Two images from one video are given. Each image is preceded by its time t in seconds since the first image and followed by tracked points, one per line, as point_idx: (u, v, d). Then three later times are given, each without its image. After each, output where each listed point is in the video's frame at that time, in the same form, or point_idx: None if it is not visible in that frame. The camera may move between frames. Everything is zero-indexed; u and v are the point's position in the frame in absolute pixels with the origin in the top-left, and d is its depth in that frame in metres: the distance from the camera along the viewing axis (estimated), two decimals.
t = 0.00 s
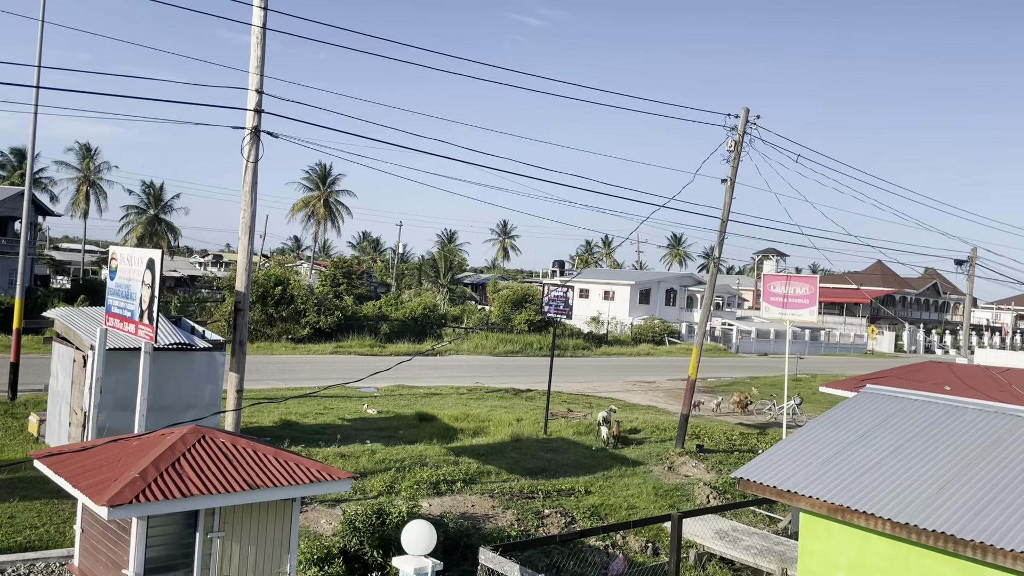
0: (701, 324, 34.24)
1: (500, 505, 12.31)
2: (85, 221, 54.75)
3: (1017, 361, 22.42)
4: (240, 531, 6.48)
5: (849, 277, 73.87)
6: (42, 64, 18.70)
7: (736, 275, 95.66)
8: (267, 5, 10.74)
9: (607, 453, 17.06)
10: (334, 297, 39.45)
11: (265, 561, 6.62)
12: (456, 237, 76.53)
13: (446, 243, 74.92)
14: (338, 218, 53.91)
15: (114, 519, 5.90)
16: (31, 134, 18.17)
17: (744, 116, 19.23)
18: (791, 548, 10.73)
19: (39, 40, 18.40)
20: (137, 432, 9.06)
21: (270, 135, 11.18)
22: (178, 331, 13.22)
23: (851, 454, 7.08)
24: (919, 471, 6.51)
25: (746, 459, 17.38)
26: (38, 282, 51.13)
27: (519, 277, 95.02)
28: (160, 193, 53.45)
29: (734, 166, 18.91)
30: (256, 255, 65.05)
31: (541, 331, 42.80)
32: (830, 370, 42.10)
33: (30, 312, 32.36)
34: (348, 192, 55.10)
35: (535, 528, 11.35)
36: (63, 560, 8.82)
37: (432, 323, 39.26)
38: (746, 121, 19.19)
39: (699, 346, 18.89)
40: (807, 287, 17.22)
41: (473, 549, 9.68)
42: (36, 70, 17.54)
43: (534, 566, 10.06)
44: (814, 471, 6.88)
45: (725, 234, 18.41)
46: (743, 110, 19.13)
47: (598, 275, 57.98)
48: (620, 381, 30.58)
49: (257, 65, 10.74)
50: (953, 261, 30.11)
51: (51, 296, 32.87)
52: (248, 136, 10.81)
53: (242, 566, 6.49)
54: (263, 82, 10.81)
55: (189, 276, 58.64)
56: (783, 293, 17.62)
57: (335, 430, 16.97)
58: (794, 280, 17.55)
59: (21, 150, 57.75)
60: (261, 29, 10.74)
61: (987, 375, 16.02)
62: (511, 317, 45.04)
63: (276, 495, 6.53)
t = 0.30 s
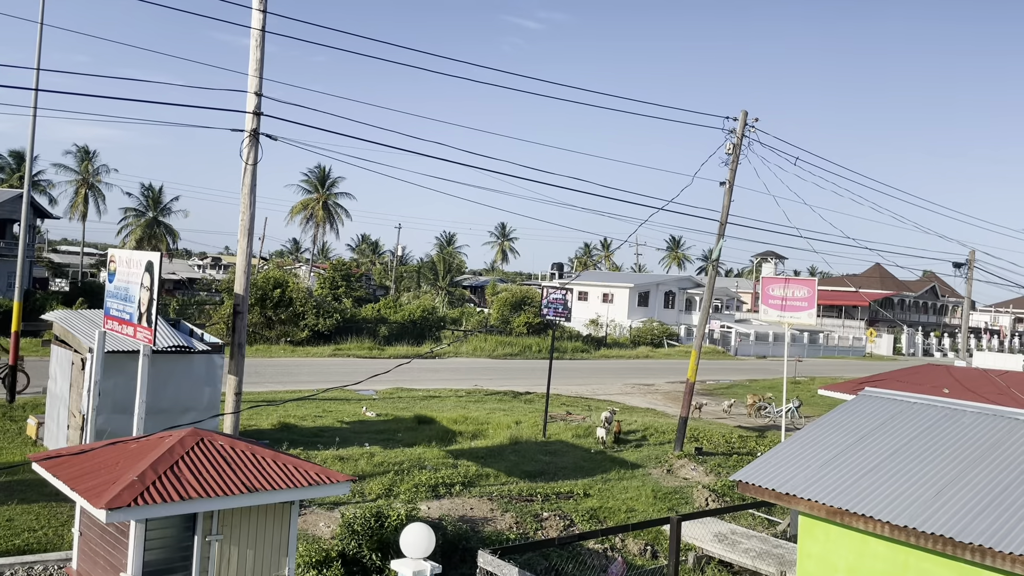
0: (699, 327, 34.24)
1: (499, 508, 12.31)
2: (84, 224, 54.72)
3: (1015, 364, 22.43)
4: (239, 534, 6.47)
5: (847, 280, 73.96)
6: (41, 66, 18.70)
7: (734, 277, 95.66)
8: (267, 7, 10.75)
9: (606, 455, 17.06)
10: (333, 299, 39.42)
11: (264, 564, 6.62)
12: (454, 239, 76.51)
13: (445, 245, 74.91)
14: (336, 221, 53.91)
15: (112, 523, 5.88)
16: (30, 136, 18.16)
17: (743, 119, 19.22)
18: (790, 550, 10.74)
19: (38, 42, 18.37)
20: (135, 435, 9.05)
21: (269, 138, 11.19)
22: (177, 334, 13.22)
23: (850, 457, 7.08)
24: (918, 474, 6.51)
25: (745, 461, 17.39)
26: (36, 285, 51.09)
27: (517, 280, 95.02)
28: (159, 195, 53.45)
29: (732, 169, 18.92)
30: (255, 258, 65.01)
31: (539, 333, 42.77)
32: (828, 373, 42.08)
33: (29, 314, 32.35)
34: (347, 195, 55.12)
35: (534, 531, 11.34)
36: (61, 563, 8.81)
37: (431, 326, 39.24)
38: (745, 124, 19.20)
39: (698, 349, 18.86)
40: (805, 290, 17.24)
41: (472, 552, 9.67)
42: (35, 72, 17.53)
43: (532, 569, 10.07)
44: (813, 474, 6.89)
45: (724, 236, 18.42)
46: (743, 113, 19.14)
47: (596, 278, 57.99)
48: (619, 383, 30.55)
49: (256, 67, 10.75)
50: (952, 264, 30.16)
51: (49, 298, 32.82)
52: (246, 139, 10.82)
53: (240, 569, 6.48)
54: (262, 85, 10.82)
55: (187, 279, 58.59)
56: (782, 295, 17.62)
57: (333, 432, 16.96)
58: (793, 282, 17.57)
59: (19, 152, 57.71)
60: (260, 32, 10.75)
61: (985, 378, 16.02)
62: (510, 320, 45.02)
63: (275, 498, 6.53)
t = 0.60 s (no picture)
0: (698, 329, 34.24)
1: (497, 510, 12.29)
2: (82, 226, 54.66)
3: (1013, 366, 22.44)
4: (236, 537, 6.46)
5: (845, 283, 74.02)
6: (39, 68, 18.71)
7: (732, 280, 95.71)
8: (264, 10, 10.76)
9: (604, 458, 17.05)
10: (331, 302, 39.40)
11: (261, 566, 6.60)
12: (453, 242, 76.48)
13: (444, 247, 74.90)
14: (334, 223, 53.89)
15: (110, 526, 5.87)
16: (28, 138, 18.15)
17: (741, 121, 19.24)
18: (788, 553, 10.74)
19: (36, 44, 18.33)
20: (133, 437, 9.02)
21: (266, 140, 11.19)
22: (175, 336, 13.21)
23: (848, 459, 7.08)
24: (917, 476, 6.50)
25: (743, 464, 17.39)
26: (34, 287, 51.01)
27: (516, 282, 94.99)
28: (157, 198, 53.43)
29: (731, 171, 18.93)
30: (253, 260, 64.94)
31: (538, 335, 42.74)
32: (826, 375, 42.13)
33: (27, 316, 32.32)
34: (345, 197, 55.16)
35: (532, 534, 11.32)
36: (58, 566, 8.79)
37: (429, 328, 39.18)
38: (742, 127, 19.21)
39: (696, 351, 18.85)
40: (804, 292, 17.25)
41: (470, 555, 9.65)
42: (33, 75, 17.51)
43: (531, 571, 10.06)
44: (812, 477, 6.88)
45: (722, 239, 18.44)
46: (741, 115, 19.15)
47: (595, 280, 58.00)
48: (617, 386, 30.54)
49: (253, 70, 10.75)
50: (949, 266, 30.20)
51: (47, 301, 32.76)
52: (244, 140, 10.81)
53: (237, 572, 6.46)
54: (260, 87, 10.82)
55: (185, 281, 58.53)
56: (780, 298, 17.63)
57: (331, 435, 16.94)
58: (791, 285, 17.58)
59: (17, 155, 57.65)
60: (258, 34, 10.75)
61: (983, 380, 16.04)
62: (508, 322, 44.99)
63: (273, 501, 6.52)
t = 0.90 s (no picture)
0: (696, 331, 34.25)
1: (495, 513, 12.29)
2: (79, 228, 54.62)
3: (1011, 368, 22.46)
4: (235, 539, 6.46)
5: (843, 285, 74.12)
6: (36, 71, 18.73)
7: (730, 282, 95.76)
8: (263, 12, 10.76)
9: (602, 460, 17.06)
10: (329, 304, 39.39)
11: (259, 570, 6.59)
12: (451, 244, 76.50)
13: (442, 250, 74.93)
14: (332, 226, 53.86)
15: (108, 529, 5.86)
16: (25, 140, 18.12)
17: (738, 124, 19.28)
18: (786, 556, 10.73)
19: (34, 47, 18.33)
20: (131, 440, 9.02)
21: (264, 143, 11.20)
22: (172, 339, 13.19)
23: (847, 461, 7.09)
24: (915, 478, 6.51)
25: (741, 466, 17.39)
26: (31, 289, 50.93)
27: (514, 285, 95.00)
28: (155, 200, 53.42)
29: (729, 173, 18.96)
30: (252, 262, 64.89)
31: (536, 338, 42.72)
32: (825, 377, 42.13)
33: (24, 319, 32.29)
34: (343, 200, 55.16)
35: (530, 536, 11.33)
36: (55, 569, 8.76)
37: (427, 331, 39.15)
38: (740, 129, 19.24)
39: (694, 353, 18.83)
40: (802, 295, 17.27)
41: (468, 558, 9.65)
42: (31, 78, 17.51)
43: (529, 574, 10.05)
44: (810, 479, 6.89)
45: (720, 241, 18.47)
46: (738, 118, 19.21)
47: (593, 283, 58.04)
48: (615, 388, 30.54)
49: (251, 72, 10.76)
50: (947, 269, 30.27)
51: (44, 304, 32.72)
52: (243, 143, 10.82)
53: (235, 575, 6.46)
54: (258, 89, 10.82)
55: (183, 284, 58.47)
56: (778, 300, 17.66)
57: (329, 437, 16.94)
58: (789, 287, 17.60)
59: (14, 157, 57.60)
60: (257, 37, 10.76)
61: (981, 382, 16.06)
62: (506, 324, 44.99)
63: (271, 503, 6.51)
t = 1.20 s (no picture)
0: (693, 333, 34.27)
1: (493, 516, 12.28)
2: (76, 231, 54.54)
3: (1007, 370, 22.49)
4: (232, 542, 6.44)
5: (840, 288, 74.25)
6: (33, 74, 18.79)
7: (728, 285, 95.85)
8: (260, 15, 10.77)
9: (600, 463, 17.07)
10: (326, 307, 39.37)
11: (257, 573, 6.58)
12: (448, 247, 76.53)
13: (439, 253, 74.94)
14: (330, 228, 53.84)
15: (104, 532, 5.85)
16: (22, 142, 18.08)
17: (736, 126, 19.31)
18: (784, 558, 10.73)
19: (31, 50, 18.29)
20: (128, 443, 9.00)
21: (262, 146, 11.20)
22: (169, 342, 13.18)
23: (844, 464, 7.09)
24: (913, 481, 6.52)
25: (739, 469, 17.40)
26: (28, 292, 50.85)
27: (512, 287, 95.01)
28: (152, 203, 53.38)
29: (725, 176, 19.00)
30: (249, 265, 64.83)
31: (533, 341, 42.73)
32: (822, 380, 42.16)
33: (21, 323, 32.23)
34: (341, 203, 55.15)
35: (528, 539, 11.32)
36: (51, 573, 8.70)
37: (424, 333, 39.15)
38: (737, 132, 19.29)
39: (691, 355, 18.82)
40: (799, 297, 17.25)
41: (465, 561, 9.65)
42: (28, 81, 17.49)
43: None
44: (808, 482, 6.89)
45: (717, 244, 18.49)
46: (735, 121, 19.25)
47: (590, 285, 58.06)
48: (613, 391, 30.55)
49: (249, 75, 10.76)
50: (943, 271, 30.33)
51: (41, 307, 32.66)
52: (240, 146, 10.81)
53: None
54: (256, 92, 10.82)
55: (180, 287, 58.39)
56: (775, 303, 17.69)
57: (327, 440, 16.91)
58: (786, 290, 17.61)
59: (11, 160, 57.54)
60: (254, 40, 10.76)
61: (977, 385, 16.09)
62: (504, 327, 44.99)
63: (268, 507, 6.50)
